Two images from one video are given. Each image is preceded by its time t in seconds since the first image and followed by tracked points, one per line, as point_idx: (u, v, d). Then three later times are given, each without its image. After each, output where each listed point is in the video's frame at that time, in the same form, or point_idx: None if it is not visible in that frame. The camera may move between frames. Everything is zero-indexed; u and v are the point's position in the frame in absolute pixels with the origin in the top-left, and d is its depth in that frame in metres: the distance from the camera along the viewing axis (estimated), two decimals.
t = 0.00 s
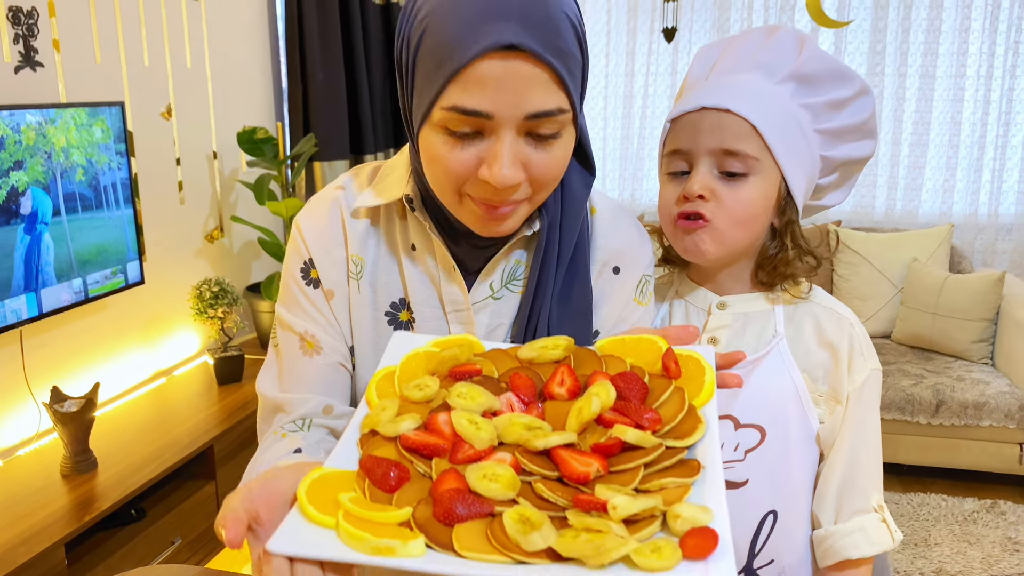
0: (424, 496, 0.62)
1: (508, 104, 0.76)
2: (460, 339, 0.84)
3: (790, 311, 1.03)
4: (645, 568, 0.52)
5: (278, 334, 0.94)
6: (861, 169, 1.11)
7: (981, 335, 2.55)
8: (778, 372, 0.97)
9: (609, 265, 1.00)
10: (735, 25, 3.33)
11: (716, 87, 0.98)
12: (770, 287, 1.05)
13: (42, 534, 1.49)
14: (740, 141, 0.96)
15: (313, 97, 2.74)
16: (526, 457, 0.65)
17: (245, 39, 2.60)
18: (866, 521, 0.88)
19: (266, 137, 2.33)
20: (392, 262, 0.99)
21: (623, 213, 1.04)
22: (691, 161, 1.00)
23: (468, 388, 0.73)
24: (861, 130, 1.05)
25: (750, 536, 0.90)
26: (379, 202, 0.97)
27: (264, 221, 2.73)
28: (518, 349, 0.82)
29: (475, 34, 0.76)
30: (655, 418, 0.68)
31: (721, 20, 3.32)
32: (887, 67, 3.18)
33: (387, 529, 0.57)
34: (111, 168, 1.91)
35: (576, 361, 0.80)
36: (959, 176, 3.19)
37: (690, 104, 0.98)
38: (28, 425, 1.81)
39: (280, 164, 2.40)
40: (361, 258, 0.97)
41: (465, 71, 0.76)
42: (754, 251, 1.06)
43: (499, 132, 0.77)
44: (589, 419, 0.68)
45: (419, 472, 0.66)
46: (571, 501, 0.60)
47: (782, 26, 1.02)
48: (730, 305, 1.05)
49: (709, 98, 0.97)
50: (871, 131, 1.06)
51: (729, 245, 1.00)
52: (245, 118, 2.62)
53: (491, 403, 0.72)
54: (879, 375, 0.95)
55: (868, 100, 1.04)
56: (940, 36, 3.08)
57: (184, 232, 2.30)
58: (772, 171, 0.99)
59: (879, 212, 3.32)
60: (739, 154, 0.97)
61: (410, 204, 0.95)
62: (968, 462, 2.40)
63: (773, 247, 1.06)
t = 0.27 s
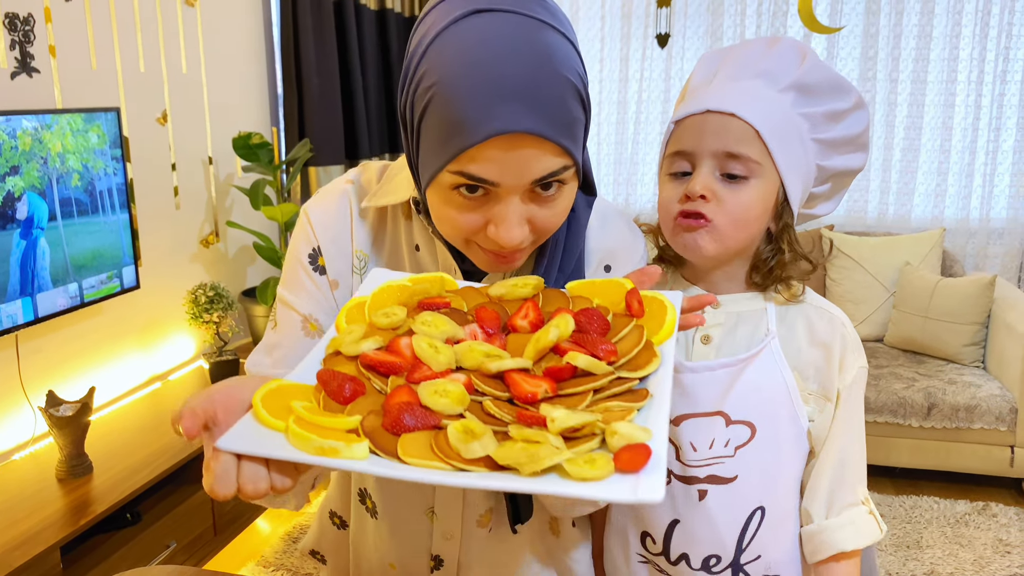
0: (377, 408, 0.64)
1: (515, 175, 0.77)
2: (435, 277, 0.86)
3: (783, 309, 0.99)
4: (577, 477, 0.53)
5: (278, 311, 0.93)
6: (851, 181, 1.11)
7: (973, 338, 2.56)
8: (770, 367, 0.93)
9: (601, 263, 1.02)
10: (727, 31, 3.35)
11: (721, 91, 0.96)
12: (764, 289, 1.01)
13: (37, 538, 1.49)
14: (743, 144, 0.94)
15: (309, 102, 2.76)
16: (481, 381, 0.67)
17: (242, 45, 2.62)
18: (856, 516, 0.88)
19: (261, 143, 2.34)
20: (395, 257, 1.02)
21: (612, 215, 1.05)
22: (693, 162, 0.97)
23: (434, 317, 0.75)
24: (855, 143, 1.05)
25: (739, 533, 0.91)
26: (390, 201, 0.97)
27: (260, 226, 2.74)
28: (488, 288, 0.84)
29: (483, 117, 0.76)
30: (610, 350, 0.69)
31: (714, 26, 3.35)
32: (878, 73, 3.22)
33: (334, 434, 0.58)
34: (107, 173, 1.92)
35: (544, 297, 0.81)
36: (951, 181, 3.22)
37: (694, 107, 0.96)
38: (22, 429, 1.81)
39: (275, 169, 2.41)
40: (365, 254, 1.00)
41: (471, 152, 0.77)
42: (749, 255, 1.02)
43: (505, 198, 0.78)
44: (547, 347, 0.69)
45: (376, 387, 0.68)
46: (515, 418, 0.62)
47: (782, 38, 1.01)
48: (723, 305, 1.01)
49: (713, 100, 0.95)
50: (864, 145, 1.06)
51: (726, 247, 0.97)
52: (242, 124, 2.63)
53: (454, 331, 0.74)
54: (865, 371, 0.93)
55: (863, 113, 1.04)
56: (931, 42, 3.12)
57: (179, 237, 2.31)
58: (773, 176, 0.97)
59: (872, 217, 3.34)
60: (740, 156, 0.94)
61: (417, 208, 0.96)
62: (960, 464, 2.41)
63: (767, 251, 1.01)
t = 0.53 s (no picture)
0: (362, 376, 0.66)
1: (506, 173, 0.78)
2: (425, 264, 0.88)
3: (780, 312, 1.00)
4: (552, 428, 0.55)
5: (277, 301, 0.94)
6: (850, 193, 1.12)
7: (966, 340, 2.58)
8: (768, 366, 0.94)
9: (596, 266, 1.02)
10: (722, 35, 3.37)
11: (726, 93, 0.98)
12: (763, 291, 1.02)
13: (35, 540, 1.50)
14: (744, 145, 0.96)
15: (305, 106, 2.77)
16: (466, 351, 0.70)
17: (239, 50, 2.63)
18: (857, 512, 0.88)
19: (258, 146, 2.35)
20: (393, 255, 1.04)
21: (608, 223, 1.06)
22: (695, 161, 0.99)
23: (421, 297, 0.76)
24: (855, 153, 1.06)
25: (733, 530, 0.92)
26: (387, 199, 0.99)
27: (256, 230, 2.75)
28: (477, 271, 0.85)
29: (474, 116, 0.77)
30: (591, 320, 0.71)
31: (708, 30, 3.37)
32: (871, 77, 3.24)
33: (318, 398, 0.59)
34: (104, 177, 1.93)
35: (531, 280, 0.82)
36: (944, 184, 3.24)
37: (699, 108, 0.98)
38: (20, 432, 1.82)
39: (271, 173, 2.42)
40: (364, 253, 1.01)
41: (463, 152, 0.78)
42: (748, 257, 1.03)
43: (496, 196, 0.79)
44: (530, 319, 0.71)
45: (362, 359, 0.69)
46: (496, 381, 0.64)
47: (790, 46, 1.03)
48: (722, 304, 1.02)
49: (718, 102, 0.97)
50: (862, 154, 1.07)
51: (727, 244, 0.98)
52: (238, 128, 2.64)
53: (441, 310, 0.75)
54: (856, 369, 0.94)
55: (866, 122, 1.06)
56: (924, 46, 3.14)
57: (175, 241, 2.32)
58: (772, 177, 0.97)
59: (865, 220, 3.36)
60: (742, 157, 0.96)
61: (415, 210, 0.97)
62: (953, 465, 2.43)
63: (766, 253, 1.02)
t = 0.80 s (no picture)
0: (353, 393, 0.68)
1: (495, 78, 0.78)
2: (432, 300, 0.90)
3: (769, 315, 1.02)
4: (526, 449, 0.57)
5: (262, 311, 0.95)
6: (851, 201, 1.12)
7: (957, 341, 2.60)
8: (758, 367, 0.95)
9: (580, 266, 0.99)
10: (714, 39, 3.39)
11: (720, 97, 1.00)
12: (754, 292, 1.03)
13: (29, 542, 1.51)
14: (733, 146, 0.97)
15: (300, 110, 2.78)
16: (454, 376, 0.72)
17: (234, 54, 2.64)
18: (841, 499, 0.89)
19: (252, 150, 2.36)
20: (375, 250, 1.00)
21: (594, 221, 1.04)
22: (687, 163, 1.01)
23: (419, 325, 0.79)
24: (851, 158, 1.06)
25: (720, 529, 0.93)
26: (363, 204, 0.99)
27: (251, 232, 2.76)
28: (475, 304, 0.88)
29: (466, 13, 0.79)
30: (579, 354, 0.73)
31: (701, 34, 3.39)
32: (863, 81, 3.26)
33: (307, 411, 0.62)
34: (98, 180, 1.94)
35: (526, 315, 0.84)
36: (935, 186, 3.26)
37: (692, 111, 1.01)
38: (14, 434, 1.82)
39: (266, 176, 2.42)
40: (345, 254, 0.98)
41: (456, 46, 0.79)
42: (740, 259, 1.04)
43: (483, 104, 0.79)
44: (519, 350, 0.74)
45: (355, 380, 0.73)
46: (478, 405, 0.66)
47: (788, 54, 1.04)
48: (714, 305, 1.04)
49: (710, 106, 0.99)
50: (860, 159, 1.07)
51: (714, 245, 0.99)
52: (233, 131, 2.65)
53: (435, 338, 0.78)
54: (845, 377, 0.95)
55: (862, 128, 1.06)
56: (915, 50, 3.16)
57: (170, 244, 2.32)
58: (762, 179, 0.99)
59: (857, 222, 3.38)
60: (731, 158, 0.98)
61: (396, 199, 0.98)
62: (945, 466, 2.44)
63: (758, 253, 1.04)
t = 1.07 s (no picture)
0: (361, 487, 0.69)
1: (475, 41, 0.87)
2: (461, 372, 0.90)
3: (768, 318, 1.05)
4: (490, 565, 0.56)
5: (262, 326, 1.02)
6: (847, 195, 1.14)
7: (948, 344, 2.62)
8: (755, 361, 1.01)
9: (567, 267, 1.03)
10: (708, 44, 3.41)
11: (713, 108, 1.00)
12: (751, 294, 1.06)
13: (25, 544, 1.51)
14: (728, 160, 0.98)
15: (296, 113, 2.80)
16: (456, 471, 0.70)
17: (230, 58, 2.65)
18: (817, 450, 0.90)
19: (248, 153, 2.37)
20: (360, 246, 1.03)
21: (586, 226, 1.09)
22: (682, 175, 1.02)
23: (439, 410, 0.78)
24: (848, 156, 1.09)
25: (716, 519, 0.99)
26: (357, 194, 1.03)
27: (247, 236, 2.77)
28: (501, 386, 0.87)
29: None
30: (578, 453, 0.70)
31: (695, 38, 3.41)
32: (856, 85, 3.28)
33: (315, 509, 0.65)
34: (94, 183, 1.95)
35: (543, 403, 0.82)
36: (928, 190, 3.28)
37: (685, 123, 1.01)
38: (10, 437, 1.83)
39: (261, 179, 2.43)
40: (329, 250, 1.01)
41: (445, 10, 0.88)
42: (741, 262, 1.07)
43: (462, 66, 0.87)
44: (520, 446, 0.72)
45: (369, 469, 0.73)
46: (462, 505, 0.65)
47: (781, 57, 1.04)
48: (713, 302, 1.07)
49: (703, 118, 1.00)
50: (858, 156, 1.09)
51: (712, 253, 1.02)
52: (229, 135, 2.66)
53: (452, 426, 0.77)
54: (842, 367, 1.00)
55: (855, 129, 1.08)
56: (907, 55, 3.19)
57: (166, 247, 2.33)
58: (758, 191, 1.01)
59: (851, 226, 3.40)
60: (726, 172, 0.99)
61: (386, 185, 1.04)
62: (937, 468, 2.46)
63: (756, 258, 1.06)
